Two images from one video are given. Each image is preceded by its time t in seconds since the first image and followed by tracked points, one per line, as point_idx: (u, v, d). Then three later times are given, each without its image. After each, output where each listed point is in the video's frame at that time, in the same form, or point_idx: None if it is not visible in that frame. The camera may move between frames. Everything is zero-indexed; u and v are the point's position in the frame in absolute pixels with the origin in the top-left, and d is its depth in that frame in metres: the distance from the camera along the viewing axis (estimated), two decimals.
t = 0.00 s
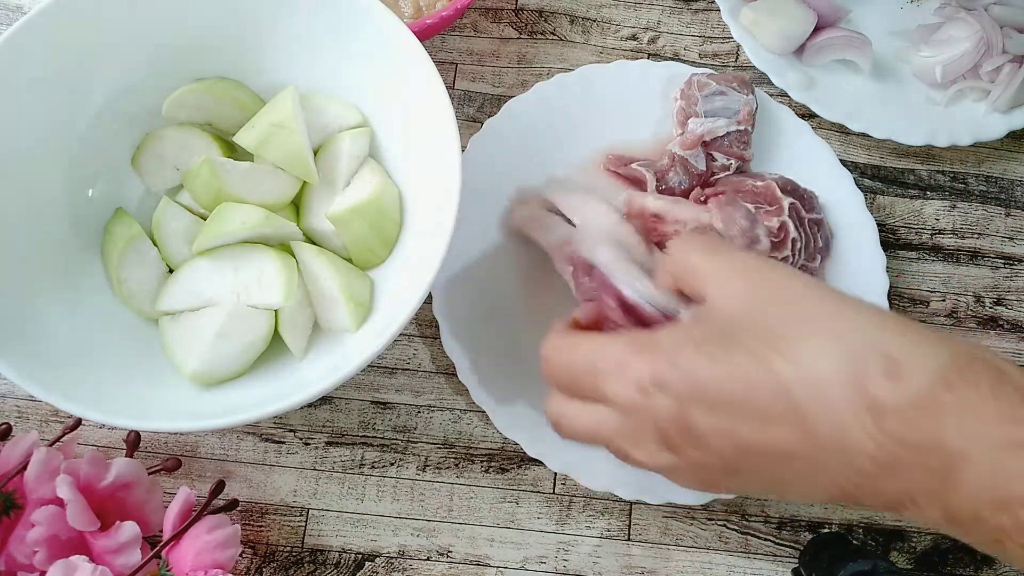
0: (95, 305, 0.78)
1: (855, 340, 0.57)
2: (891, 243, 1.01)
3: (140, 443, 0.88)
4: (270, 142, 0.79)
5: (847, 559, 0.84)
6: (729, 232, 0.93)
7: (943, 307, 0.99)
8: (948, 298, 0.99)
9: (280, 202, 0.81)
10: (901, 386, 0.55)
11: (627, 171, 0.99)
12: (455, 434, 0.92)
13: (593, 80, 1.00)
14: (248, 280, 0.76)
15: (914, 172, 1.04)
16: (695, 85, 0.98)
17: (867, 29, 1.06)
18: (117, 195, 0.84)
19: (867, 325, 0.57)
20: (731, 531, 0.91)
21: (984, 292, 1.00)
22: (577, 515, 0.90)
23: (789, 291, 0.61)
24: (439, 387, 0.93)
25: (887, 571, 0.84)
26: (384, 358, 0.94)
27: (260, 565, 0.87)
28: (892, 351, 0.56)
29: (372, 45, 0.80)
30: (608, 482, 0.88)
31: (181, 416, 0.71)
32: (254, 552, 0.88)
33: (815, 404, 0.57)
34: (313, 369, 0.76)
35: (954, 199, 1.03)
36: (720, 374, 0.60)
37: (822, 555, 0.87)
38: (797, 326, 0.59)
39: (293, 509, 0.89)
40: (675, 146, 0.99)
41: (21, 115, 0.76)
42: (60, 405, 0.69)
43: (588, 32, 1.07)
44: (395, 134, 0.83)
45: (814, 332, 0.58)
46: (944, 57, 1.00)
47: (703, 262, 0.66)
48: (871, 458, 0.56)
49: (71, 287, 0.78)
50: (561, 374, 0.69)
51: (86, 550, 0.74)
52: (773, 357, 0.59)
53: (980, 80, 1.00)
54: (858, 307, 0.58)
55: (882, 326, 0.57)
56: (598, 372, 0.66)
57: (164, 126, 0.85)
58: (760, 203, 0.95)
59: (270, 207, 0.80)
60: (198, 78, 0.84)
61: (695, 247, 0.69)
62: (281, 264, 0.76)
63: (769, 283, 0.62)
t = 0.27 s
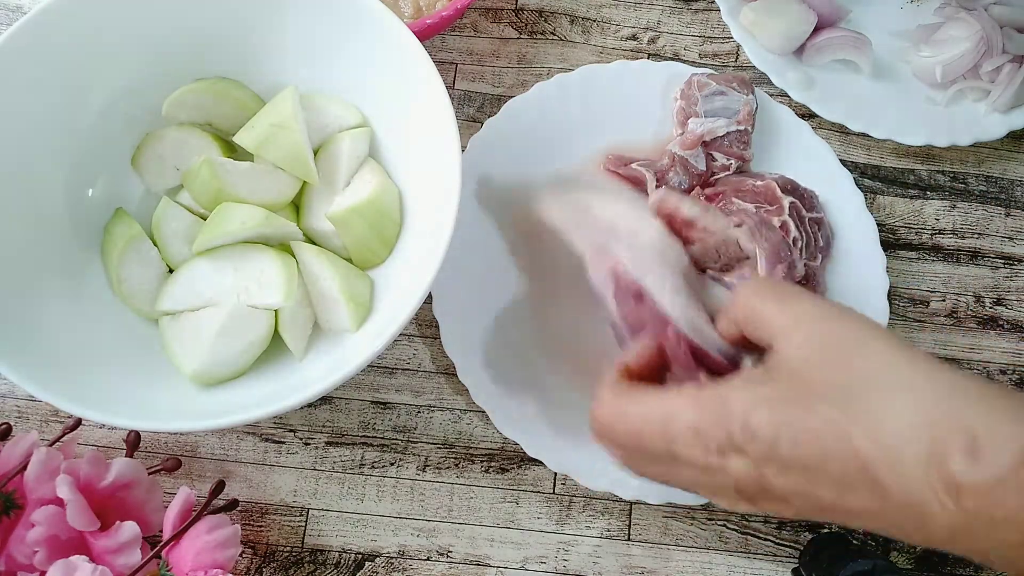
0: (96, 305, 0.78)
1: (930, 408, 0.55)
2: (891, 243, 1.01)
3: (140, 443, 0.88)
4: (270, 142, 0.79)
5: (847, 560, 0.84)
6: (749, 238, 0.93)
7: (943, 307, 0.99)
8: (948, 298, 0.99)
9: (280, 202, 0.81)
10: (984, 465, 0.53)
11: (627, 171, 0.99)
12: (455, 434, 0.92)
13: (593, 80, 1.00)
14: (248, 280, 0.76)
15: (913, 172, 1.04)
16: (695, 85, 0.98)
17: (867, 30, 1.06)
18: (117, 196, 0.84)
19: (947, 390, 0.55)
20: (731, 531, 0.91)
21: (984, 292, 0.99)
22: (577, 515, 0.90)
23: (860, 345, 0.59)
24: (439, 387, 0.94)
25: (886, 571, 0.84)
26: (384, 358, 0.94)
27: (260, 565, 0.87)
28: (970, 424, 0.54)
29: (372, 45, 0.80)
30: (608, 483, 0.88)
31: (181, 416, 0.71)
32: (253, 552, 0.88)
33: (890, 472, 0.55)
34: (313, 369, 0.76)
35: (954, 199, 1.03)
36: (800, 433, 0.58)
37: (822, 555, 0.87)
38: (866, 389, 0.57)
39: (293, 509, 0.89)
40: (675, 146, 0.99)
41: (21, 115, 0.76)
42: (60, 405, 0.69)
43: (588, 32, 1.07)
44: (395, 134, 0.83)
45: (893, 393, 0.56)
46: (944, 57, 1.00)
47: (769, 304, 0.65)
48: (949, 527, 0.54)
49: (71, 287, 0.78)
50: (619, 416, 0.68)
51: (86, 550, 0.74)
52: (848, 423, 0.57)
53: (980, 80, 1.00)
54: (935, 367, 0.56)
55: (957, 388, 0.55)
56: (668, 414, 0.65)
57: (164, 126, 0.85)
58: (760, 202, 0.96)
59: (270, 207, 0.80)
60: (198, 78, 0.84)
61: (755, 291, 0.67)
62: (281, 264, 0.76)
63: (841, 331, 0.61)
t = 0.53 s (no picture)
0: (96, 306, 0.78)
1: (924, 452, 0.55)
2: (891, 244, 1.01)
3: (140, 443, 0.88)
4: (270, 142, 0.79)
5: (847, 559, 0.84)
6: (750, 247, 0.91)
7: (943, 307, 0.99)
8: (948, 298, 0.99)
9: (280, 202, 0.81)
10: (976, 516, 0.53)
11: (626, 171, 0.99)
12: (455, 434, 0.92)
13: (593, 81, 1.01)
14: (247, 280, 0.76)
15: (913, 172, 1.04)
16: (695, 85, 0.98)
17: (867, 30, 1.06)
18: (117, 196, 0.84)
19: (942, 433, 0.55)
20: (731, 531, 0.91)
21: (984, 292, 0.99)
22: (577, 515, 0.90)
23: (868, 376, 0.59)
24: (439, 387, 0.94)
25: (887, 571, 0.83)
26: (384, 358, 0.94)
27: (260, 565, 0.87)
28: (967, 474, 0.53)
29: (372, 45, 0.80)
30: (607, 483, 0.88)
31: (181, 416, 0.71)
32: (253, 552, 0.88)
33: (883, 506, 0.57)
34: (313, 369, 0.76)
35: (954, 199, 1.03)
36: (799, 470, 0.62)
37: (822, 555, 0.87)
38: (870, 425, 0.58)
39: (293, 509, 0.89)
40: (675, 146, 0.98)
41: (22, 116, 0.76)
42: (60, 405, 0.69)
43: (588, 32, 1.07)
44: (395, 134, 0.83)
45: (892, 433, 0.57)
46: (944, 57, 1.01)
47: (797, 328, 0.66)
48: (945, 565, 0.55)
49: (72, 288, 0.78)
50: (624, 429, 0.76)
51: (86, 550, 0.74)
52: (849, 458, 0.59)
53: (980, 80, 1.00)
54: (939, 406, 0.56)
55: (957, 430, 0.55)
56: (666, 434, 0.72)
57: (164, 126, 0.85)
58: (760, 203, 0.94)
59: (270, 207, 0.80)
60: (198, 78, 0.84)
61: (786, 308, 0.69)
62: (281, 264, 0.76)
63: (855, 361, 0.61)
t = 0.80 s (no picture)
0: (97, 306, 0.78)
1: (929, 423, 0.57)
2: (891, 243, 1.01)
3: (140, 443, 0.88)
4: (270, 142, 0.79)
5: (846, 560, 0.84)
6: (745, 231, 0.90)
7: (943, 307, 0.99)
8: (948, 298, 0.99)
9: (280, 202, 0.81)
10: (976, 480, 0.55)
11: (626, 171, 0.99)
12: (455, 434, 0.92)
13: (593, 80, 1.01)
14: (247, 279, 0.76)
15: (913, 172, 1.04)
16: (695, 85, 0.98)
17: (867, 30, 1.06)
18: (117, 196, 0.84)
19: (945, 404, 0.56)
20: (731, 531, 0.91)
21: (985, 292, 0.99)
22: (577, 515, 0.90)
23: (860, 349, 0.60)
24: (439, 387, 0.94)
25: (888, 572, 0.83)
26: (384, 358, 0.94)
27: (260, 565, 0.87)
28: (966, 442, 0.56)
29: (372, 44, 0.80)
30: (607, 483, 0.87)
31: (181, 416, 0.71)
32: (254, 552, 0.88)
33: (886, 478, 0.58)
34: (313, 369, 0.76)
35: (954, 199, 1.03)
36: (806, 426, 0.60)
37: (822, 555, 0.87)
38: (870, 391, 0.59)
39: (293, 509, 0.89)
40: (675, 146, 0.98)
41: (22, 115, 0.76)
42: (60, 405, 0.69)
43: (588, 32, 1.07)
44: (395, 134, 0.83)
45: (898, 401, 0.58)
46: (944, 57, 1.01)
47: (795, 285, 0.64)
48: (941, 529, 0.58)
49: (72, 287, 0.78)
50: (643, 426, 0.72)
51: (86, 550, 0.74)
52: (852, 430, 0.59)
53: (980, 80, 1.00)
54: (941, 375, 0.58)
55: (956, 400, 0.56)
56: (682, 392, 0.68)
57: (164, 126, 0.85)
58: (759, 203, 0.95)
59: (270, 207, 0.80)
60: (198, 78, 0.84)
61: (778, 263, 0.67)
62: (281, 264, 0.76)
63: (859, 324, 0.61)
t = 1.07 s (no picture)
0: (97, 306, 0.78)
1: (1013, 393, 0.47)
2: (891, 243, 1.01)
3: (140, 443, 0.88)
4: (270, 142, 0.79)
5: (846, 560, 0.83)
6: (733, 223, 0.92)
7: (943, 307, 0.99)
8: (948, 298, 0.99)
9: (280, 203, 0.81)
10: None
11: (626, 171, 0.99)
12: (455, 434, 0.92)
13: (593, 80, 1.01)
14: (247, 280, 0.76)
15: (914, 172, 1.04)
16: (695, 85, 0.98)
17: (867, 30, 1.06)
18: (117, 196, 0.84)
19: None
20: (731, 531, 0.91)
21: (984, 292, 1.00)
22: (577, 515, 0.90)
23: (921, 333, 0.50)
24: (439, 387, 0.94)
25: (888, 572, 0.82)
26: (384, 358, 0.94)
27: (260, 565, 0.87)
28: None
29: (372, 45, 0.80)
30: (607, 482, 0.87)
31: (181, 416, 0.71)
32: (254, 552, 0.88)
33: (982, 471, 0.48)
34: (313, 369, 0.76)
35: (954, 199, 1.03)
36: (887, 445, 0.50)
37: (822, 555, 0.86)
38: (946, 374, 0.49)
39: (293, 509, 0.89)
40: (675, 146, 0.98)
41: (21, 115, 0.76)
42: (61, 405, 0.69)
43: (588, 32, 1.07)
44: (395, 134, 0.83)
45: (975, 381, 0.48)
46: (944, 57, 1.01)
47: (792, 276, 0.56)
48: None
49: (71, 287, 0.78)
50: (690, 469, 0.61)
51: (86, 550, 0.74)
52: (932, 420, 0.49)
53: (980, 80, 1.00)
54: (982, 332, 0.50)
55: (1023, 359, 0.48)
56: (758, 434, 0.54)
57: (164, 126, 0.85)
58: (758, 203, 0.94)
59: (270, 207, 0.80)
60: (199, 79, 0.84)
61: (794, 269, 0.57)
62: (281, 264, 0.76)
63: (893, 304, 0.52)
